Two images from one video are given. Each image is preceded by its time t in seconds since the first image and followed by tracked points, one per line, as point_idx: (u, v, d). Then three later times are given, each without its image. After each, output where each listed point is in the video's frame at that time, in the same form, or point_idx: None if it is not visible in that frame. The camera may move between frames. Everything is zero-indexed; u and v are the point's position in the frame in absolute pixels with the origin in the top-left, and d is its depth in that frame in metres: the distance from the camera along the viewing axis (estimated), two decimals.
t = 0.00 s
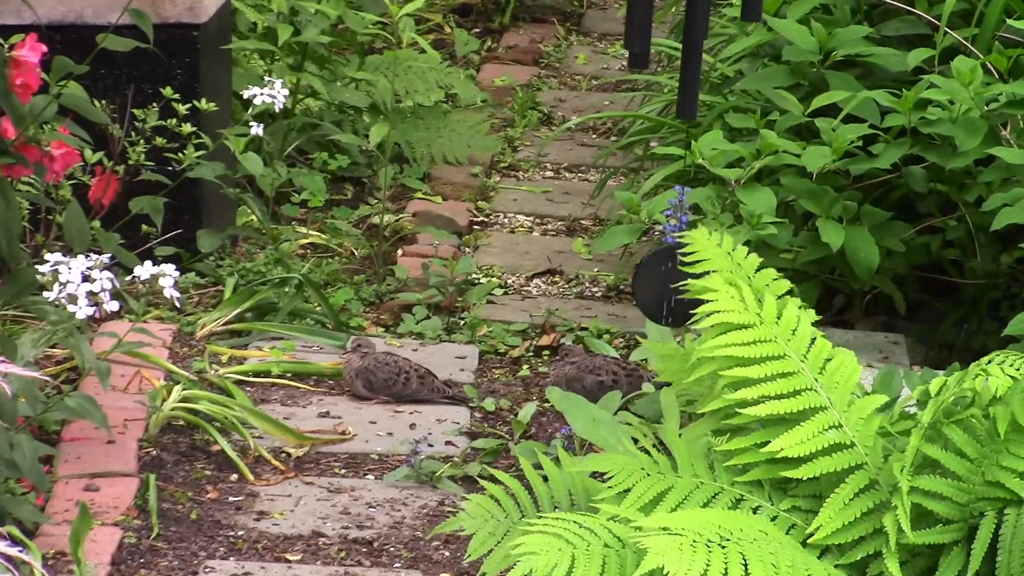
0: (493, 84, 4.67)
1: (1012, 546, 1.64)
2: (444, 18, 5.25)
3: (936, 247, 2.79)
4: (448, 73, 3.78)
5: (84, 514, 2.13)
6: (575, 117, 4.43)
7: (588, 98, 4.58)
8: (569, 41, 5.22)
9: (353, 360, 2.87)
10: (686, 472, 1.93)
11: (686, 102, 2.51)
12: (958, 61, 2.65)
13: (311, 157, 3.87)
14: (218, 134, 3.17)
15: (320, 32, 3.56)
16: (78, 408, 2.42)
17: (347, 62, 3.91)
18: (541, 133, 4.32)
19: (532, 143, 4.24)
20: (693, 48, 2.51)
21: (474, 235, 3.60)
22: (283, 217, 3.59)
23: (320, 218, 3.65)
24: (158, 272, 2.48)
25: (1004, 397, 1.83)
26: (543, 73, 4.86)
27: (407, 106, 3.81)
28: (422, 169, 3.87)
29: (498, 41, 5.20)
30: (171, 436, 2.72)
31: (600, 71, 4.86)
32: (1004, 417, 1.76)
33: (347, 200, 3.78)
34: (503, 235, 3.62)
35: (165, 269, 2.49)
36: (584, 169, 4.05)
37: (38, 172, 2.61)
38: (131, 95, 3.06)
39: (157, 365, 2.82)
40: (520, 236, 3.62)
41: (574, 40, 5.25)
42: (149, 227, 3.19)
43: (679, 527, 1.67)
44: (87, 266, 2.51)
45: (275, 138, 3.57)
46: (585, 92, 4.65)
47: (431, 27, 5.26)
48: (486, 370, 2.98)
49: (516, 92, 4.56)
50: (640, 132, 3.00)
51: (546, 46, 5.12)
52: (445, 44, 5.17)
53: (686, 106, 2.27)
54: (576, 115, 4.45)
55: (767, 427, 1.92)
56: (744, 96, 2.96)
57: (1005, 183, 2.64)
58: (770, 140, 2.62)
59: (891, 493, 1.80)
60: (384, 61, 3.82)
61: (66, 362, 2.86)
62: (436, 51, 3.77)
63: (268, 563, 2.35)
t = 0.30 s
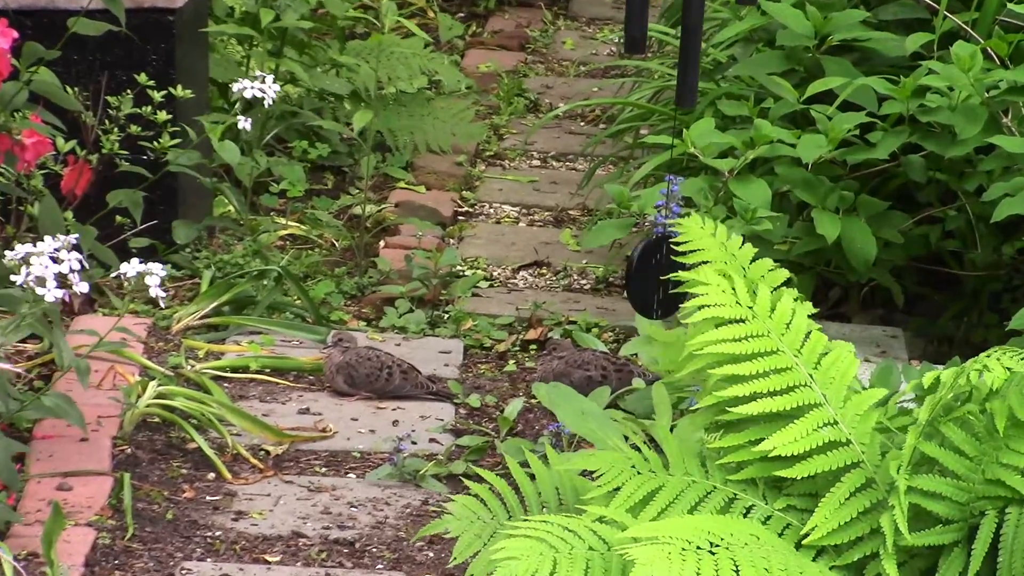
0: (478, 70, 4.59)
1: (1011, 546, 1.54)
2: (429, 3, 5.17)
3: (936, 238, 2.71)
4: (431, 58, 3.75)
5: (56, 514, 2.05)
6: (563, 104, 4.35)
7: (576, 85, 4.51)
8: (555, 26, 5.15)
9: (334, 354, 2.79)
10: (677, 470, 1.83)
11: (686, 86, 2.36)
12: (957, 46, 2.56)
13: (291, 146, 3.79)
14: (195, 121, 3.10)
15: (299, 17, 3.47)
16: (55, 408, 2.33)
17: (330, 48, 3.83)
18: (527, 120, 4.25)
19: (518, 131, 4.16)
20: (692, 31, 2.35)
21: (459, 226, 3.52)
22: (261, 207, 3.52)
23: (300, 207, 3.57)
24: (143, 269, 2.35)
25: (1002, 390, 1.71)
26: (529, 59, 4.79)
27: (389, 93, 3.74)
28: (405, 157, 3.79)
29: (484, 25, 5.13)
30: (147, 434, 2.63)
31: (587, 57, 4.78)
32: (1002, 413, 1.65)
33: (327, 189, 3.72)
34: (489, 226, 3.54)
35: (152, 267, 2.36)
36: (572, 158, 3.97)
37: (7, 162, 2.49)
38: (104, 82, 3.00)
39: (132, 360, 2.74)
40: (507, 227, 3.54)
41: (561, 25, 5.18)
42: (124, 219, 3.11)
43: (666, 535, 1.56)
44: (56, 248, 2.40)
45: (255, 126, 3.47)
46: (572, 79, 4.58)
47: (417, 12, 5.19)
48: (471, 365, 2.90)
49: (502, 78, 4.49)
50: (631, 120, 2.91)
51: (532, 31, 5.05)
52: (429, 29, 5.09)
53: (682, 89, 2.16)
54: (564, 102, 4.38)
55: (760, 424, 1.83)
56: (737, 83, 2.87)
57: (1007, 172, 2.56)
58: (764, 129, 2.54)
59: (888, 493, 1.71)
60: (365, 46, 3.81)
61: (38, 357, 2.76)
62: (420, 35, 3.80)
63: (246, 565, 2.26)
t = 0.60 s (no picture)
0: (469, 58, 4.53)
1: (1013, 548, 1.36)
2: None
3: (942, 233, 2.63)
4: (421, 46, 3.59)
5: (33, 516, 1.97)
6: (556, 93, 4.28)
7: (569, 74, 4.43)
8: (548, 13, 5.09)
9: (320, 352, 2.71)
10: (676, 470, 1.70)
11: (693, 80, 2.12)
12: (963, 36, 2.49)
13: (276, 136, 3.70)
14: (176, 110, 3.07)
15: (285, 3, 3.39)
16: (34, 412, 2.26)
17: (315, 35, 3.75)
18: (518, 110, 4.18)
19: (510, 122, 4.09)
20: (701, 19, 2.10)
21: (449, 220, 3.44)
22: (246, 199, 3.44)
23: (285, 199, 3.49)
24: (130, 274, 2.25)
25: (1013, 391, 1.53)
26: (520, 47, 4.72)
27: (377, 82, 3.66)
28: (393, 148, 3.71)
29: (476, 11, 5.06)
30: (127, 433, 2.54)
31: (580, 44, 4.71)
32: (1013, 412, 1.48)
33: (312, 181, 3.65)
34: (480, 219, 3.46)
35: (139, 271, 2.26)
36: (565, 149, 3.89)
37: None
38: (82, 70, 2.96)
39: (110, 357, 2.66)
40: (500, 220, 3.46)
41: (554, 12, 5.11)
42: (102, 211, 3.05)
43: (666, 536, 1.44)
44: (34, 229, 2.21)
45: (238, 116, 3.42)
46: (566, 68, 4.51)
47: None
48: (460, 363, 2.82)
49: (492, 66, 4.42)
50: (626, 110, 2.82)
51: (524, 18, 4.98)
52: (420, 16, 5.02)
53: (696, 79, 2.01)
54: (557, 91, 4.31)
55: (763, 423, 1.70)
56: (737, 72, 2.80)
57: (1016, 164, 2.48)
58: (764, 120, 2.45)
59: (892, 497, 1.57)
60: (353, 33, 3.59)
61: (15, 353, 2.67)
62: (409, 22, 3.59)
63: (229, 569, 2.16)
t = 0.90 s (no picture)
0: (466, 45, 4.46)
1: None
2: None
3: (953, 226, 2.54)
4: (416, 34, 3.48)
5: (15, 519, 1.88)
6: (556, 82, 4.21)
7: (568, 62, 4.37)
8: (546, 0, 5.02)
9: (311, 350, 2.63)
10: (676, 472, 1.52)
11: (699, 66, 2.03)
12: (975, 21, 2.41)
13: (266, 126, 3.62)
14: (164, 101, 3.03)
15: None
16: (16, 404, 2.13)
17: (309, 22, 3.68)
18: (516, 99, 4.11)
19: (507, 111, 4.01)
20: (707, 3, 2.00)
21: (445, 213, 3.36)
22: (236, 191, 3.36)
23: (276, 193, 3.42)
24: (110, 256, 2.19)
25: None
26: (518, 34, 4.66)
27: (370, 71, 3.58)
28: (387, 140, 3.63)
29: None
30: (112, 434, 2.45)
31: (579, 32, 4.65)
32: None
33: (303, 173, 3.58)
34: (476, 212, 3.39)
35: (119, 253, 2.20)
36: (565, 139, 3.82)
37: None
38: (67, 59, 2.91)
39: (94, 354, 2.58)
40: (497, 213, 3.38)
41: None
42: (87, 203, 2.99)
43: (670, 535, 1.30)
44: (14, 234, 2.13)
45: (227, 105, 3.36)
46: (565, 56, 4.44)
47: None
48: (456, 361, 2.74)
49: (490, 54, 4.35)
50: (627, 100, 2.74)
51: (522, 6, 4.92)
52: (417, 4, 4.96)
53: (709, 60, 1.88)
54: (556, 80, 4.24)
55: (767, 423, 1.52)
56: (740, 60, 2.72)
57: None
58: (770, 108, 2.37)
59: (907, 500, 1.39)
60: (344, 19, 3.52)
61: None
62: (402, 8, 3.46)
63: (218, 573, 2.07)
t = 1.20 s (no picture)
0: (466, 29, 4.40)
1: None
2: None
3: (969, 216, 2.47)
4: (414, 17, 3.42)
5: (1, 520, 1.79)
6: (558, 67, 4.14)
7: (572, 47, 4.30)
8: None
9: (307, 344, 2.55)
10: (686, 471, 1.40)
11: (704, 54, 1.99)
12: (993, 5, 2.33)
13: (260, 113, 3.55)
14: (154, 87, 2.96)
15: None
16: None
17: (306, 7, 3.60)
18: (518, 84, 4.04)
19: (509, 97, 3.94)
20: None
21: (444, 203, 3.28)
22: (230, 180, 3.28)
23: (271, 183, 3.34)
24: (88, 245, 2.09)
25: None
26: (520, 18, 4.59)
27: (368, 56, 3.50)
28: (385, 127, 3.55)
29: None
30: (100, 431, 2.37)
31: (582, 17, 4.58)
32: None
33: (298, 161, 3.51)
34: (477, 202, 3.31)
35: (97, 241, 2.10)
36: (567, 126, 3.75)
37: None
38: (53, 43, 2.84)
39: (82, 348, 2.49)
40: (499, 202, 3.31)
41: None
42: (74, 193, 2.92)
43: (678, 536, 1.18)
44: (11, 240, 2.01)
45: (219, 92, 3.28)
46: (568, 41, 4.37)
47: None
48: (456, 355, 2.67)
49: (491, 38, 4.28)
50: (633, 85, 2.66)
51: None
52: None
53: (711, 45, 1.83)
54: (559, 65, 4.17)
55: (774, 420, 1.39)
56: (750, 45, 2.64)
57: None
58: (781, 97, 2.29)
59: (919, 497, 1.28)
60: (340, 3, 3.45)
61: None
62: None
63: None
